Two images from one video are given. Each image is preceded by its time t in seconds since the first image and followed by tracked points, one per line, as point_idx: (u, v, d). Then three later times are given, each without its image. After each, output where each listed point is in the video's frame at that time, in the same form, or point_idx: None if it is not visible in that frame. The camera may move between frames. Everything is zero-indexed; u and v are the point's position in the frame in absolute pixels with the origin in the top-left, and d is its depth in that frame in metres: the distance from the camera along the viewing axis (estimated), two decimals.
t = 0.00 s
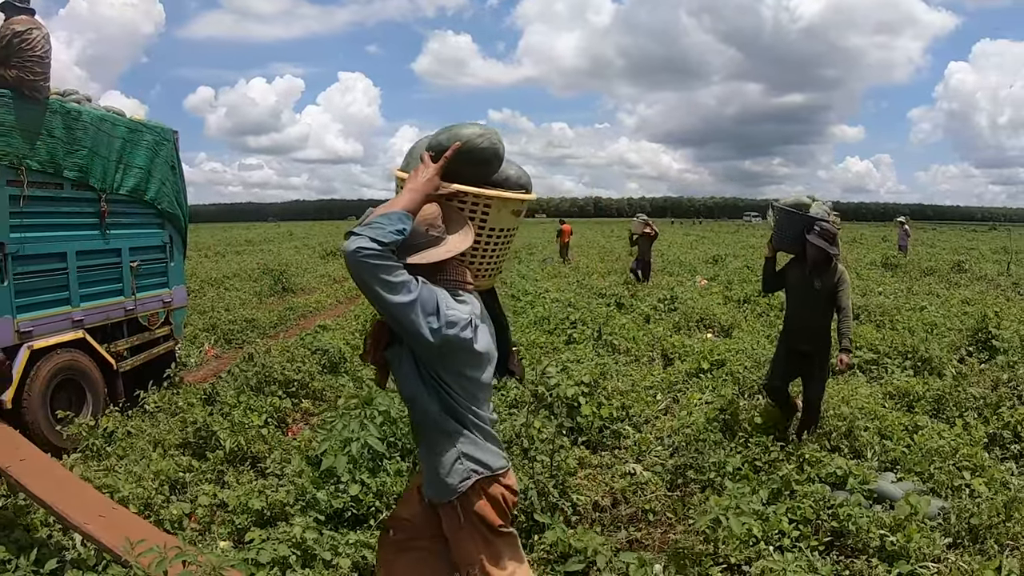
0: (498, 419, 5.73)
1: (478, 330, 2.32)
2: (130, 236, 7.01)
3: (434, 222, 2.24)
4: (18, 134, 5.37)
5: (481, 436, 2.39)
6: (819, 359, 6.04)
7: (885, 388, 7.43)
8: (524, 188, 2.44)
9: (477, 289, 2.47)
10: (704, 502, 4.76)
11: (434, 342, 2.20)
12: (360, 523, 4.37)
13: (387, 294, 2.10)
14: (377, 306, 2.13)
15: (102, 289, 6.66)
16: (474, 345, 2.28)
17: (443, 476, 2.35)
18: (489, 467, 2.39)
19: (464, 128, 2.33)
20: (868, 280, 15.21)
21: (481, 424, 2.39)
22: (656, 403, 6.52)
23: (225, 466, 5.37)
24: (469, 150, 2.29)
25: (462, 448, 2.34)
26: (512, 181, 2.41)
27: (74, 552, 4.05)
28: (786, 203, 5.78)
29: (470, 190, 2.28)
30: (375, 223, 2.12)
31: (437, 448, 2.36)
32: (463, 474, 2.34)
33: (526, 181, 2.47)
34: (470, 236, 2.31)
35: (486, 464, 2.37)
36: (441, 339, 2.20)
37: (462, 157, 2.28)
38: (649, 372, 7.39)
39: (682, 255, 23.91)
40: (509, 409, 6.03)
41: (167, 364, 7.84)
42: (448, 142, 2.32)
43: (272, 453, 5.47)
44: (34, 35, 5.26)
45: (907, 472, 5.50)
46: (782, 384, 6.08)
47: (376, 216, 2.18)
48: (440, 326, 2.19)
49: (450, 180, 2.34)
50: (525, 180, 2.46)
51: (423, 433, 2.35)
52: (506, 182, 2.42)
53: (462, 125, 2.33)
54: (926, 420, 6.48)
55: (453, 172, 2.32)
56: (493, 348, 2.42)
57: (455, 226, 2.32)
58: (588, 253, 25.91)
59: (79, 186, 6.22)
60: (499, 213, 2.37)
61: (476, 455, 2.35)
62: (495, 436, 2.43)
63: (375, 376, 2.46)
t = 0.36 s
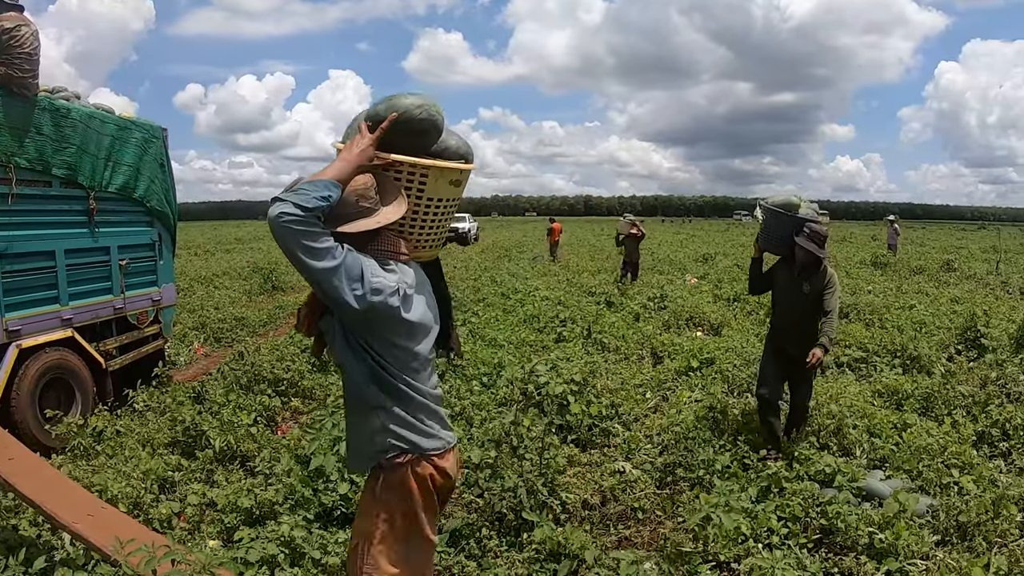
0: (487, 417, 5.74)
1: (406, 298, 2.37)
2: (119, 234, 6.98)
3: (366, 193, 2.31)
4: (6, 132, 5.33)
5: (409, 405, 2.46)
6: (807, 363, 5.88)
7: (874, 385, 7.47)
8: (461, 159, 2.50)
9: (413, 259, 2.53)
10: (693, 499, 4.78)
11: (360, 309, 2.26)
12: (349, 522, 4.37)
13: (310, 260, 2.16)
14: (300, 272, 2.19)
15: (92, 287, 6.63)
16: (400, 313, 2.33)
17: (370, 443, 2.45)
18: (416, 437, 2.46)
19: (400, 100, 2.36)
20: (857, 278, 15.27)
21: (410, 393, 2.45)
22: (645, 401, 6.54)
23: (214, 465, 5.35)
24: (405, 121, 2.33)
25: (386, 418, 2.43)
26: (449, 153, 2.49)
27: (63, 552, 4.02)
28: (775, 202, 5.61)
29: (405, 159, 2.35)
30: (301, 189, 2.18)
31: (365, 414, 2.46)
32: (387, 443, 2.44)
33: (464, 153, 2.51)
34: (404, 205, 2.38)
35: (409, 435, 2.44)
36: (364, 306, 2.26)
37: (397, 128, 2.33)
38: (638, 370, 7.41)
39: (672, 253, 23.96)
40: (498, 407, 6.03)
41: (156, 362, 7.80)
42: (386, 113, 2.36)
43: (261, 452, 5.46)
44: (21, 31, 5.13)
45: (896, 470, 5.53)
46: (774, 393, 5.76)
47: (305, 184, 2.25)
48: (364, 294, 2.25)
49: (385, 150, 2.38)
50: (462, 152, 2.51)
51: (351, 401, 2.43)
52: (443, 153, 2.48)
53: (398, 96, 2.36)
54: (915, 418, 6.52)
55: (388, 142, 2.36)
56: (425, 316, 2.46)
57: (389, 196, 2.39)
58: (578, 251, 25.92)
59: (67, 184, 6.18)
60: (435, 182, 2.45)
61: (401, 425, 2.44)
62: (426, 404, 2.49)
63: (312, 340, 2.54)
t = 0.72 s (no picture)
0: (476, 415, 5.75)
1: (354, 291, 2.55)
2: (108, 232, 6.95)
3: (312, 189, 2.52)
4: None
5: (362, 396, 2.64)
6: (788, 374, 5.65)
7: (862, 383, 7.51)
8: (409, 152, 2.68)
9: (362, 252, 2.71)
10: (681, 497, 4.80)
11: (310, 303, 2.44)
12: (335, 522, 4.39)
13: (258, 256, 2.35)
14: (251, 270, 2.37)
15: (80, 286, 6.59)
16: (348, 305, 2.51)
17: (324, 439, 2.61)
18: (369, 431, 2.62)
19: (348, 94, 2.56)
20: (846, 277, 15.35)
21: (362, 384, 2.63)
22: (633, 399, 6.55)
23: (202, 464, 5.34)
24: (352, 114, 2.53)
25: (340, 411, 2.60)
26: (399, 145, 2.67)
27: (50, 552, 4.00)
28: (759, 201, 5.42)
29: (352, 155, 2.53)
30: (247, 187, 2.37)
31: (322, 408, 2.62)
32: (343, 436, 2.60)
33: (412, 147, 2.70)
34: (349, 199, 2.58)
35: (363, 426, 2.61)
36: (314, 299, 2.44)
37: (343, 122, 2.53)
38: (627, 369, 7.42)
39: (661, 252, 23.99)
40: (486, 405, 6.04)
41: (144, 362, 7.77)
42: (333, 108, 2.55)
43: (249, 451, 5.44)
44: (9, 29, 4.87)
45: (884, 467, 5.56)
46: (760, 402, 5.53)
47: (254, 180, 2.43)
48: (313, 288, 2.43)
49: (335, 144, 2.58)
50: (411, 145, 2.69)
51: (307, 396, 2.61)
52: (393, 146, 2.66)
53: (346, 91, 2.56)
54: (903, 416, 6.55)
55: (336, 137, 2.56)
56: (374, 310, 2.65)
57: (337, 190, 2.58)
58: (568, 250, 25.92)
59: (56, 182, 6.14)
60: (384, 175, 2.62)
61: (354, 417, 2.61)
62: (378, 396, 2.67)
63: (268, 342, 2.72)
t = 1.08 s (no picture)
0: (462, 415, 5.75)
1: (291, 290, 2.54)
2: (94, 231, 6.90)
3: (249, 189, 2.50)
4: None
5: (299, 396, 2.63)
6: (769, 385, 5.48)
7: (849, 381, 7.56)
8: (352, 151, 2.64)
9: (303, 249, 2.69)
10: (667, 496, 4.82)
11: (244, 301, 2.44)
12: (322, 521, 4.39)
13: (192, 255, 2.35)
14: (184, 267, 2.38)
15: (65, 285, 6.55)
16: (283, 304, 2.51)
17: (257, 435, 2.61)
18: (306, 432, 2.63)
19: (292, 92, 2.51)
20: (833, 275, 15.44)
21: (299, 382, 2.63)
22: (620, 398, 6.56)
23: (189, 464, 5.31)
24: (294, 114, 2.49)
25: (275, 408, 2.59)
26: (344, 144, 2.62)
27: (35, 554, 3.97)
28: (732, 192, 5.20)
29: (292, 155, 2.49)
30: (183, 187, 2.35)
31: (256, 405, 2.62)
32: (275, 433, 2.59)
33: (356, 145, 2.66)
34: (287, 199, 2.55)
35: (295, 425, 2.61)
36: (249, 298, 2.44)
37: (284, 121, 2.49)
38: (614, 367, 7.44)
39: (649, 250, 24.07)
40: (473, 404, 6.04)
41: (130, 361, 7.73)
42: (274, 106, 2.51)
43: (236, 451, 5.42)
44: None
45: (870, 465, 5.59)
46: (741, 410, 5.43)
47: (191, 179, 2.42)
48: (247, 286, 2.43)
49: (277, 143, 2.54)
50: (354, 144, 2.65)
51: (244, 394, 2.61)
52: (336, 143, 2.61)
53: (291, 89, 2.51)
54: (890, 414, 6.59)
55: (279, 136, 2.52)
56: (312, 308, 2.64)
57: (276, 189, 2.56)
58: (557, 248, 25.94)
59: (41, 181, 6.09)
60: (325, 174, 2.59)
61: (289, 416, 2.60)
62: (314, 393, 2.66)
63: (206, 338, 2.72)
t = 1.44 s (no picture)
0: (449, 414, 5.76)
1: (227, 263, 2.52)
2: (80, 230, 6.86)
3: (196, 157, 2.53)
4: None
5: (231, 371, 2.63)
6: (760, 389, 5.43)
7: (837, 379, 7.60)
8: (303, 133, 2.66)
9: (244, 225, 2.68)
10: (655, 494, 4.84)
11: (177, 269, 2.41)
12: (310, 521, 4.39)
13: (130, 218, 2.33)
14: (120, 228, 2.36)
15: (51, 285, 6.50)
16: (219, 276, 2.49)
17: (186, 405, 2.62)
18: (236, 406, 2.63)
19: (247, 68, 2.55)
20: (821, 274, 15.53)
21: (232, 357, 2.62)
22: (608, 396, 6.58)
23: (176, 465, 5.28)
24: (248, 89, 2.52)
25: (205, 381, 2.59)
26: (295, 124, 2.64)
27: (21, 556, 3.94)
28: (706, 191, 5.19)
29: (240, 128, 2.50)
30: (127, 149, 2.35)
31: (187, 376, 2.61)
32: (205, 406, 2.60)
33: (309, 127, 2.68)
34: (232, 173, 2.56)
35: (227, 400, 2.61)
36: (182, 266, 2.42)
37: (237, 96, 2.51)
38: (602, 366, 7.45)
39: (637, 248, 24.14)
40: (460, 403, 6.04)
41: (117, 361, 7.70)
42: (229, 80, 2.54)
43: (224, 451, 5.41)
44: None
45: (857, 463, 5.62)
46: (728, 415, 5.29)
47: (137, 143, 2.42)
48: (181, 255, 2.40)
49: (229, 117, 2.56)
50: (307, 126, 2.68)
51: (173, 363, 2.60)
52: (287, 123, 2.62)
53: (246, 65, 2.55)
54: (877, 412, 6.63)
55: (232, 109, 2.54)
56: (249, 283, 2.63)
57: (221, 164, 2.57)
58: (545, 247, 25.97)
59: (26, 180, 6.04)
60: (271, 152, 2.59)
61: (218, 389, 2.60)
62: (248, 369, 2.66)
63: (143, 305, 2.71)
